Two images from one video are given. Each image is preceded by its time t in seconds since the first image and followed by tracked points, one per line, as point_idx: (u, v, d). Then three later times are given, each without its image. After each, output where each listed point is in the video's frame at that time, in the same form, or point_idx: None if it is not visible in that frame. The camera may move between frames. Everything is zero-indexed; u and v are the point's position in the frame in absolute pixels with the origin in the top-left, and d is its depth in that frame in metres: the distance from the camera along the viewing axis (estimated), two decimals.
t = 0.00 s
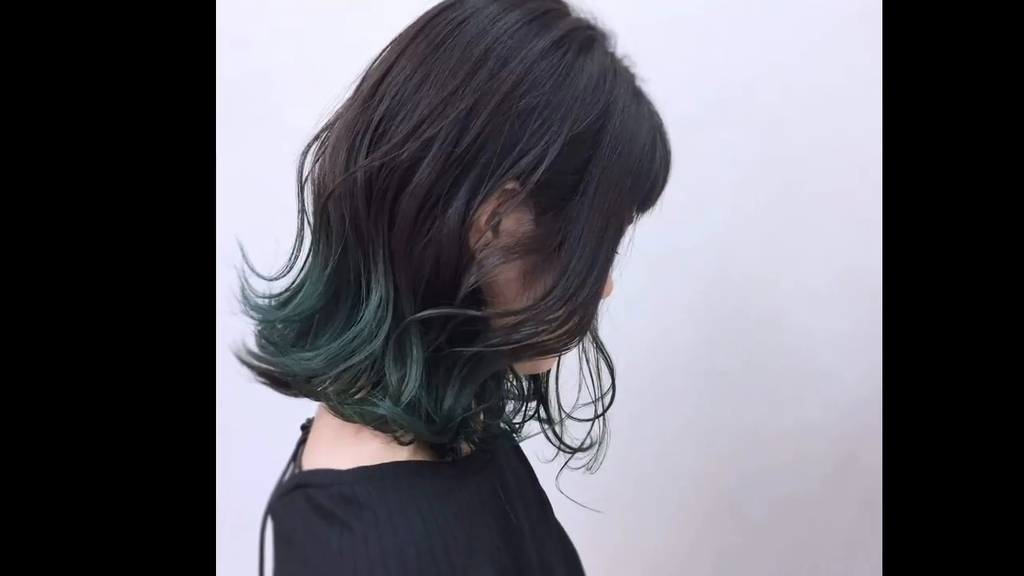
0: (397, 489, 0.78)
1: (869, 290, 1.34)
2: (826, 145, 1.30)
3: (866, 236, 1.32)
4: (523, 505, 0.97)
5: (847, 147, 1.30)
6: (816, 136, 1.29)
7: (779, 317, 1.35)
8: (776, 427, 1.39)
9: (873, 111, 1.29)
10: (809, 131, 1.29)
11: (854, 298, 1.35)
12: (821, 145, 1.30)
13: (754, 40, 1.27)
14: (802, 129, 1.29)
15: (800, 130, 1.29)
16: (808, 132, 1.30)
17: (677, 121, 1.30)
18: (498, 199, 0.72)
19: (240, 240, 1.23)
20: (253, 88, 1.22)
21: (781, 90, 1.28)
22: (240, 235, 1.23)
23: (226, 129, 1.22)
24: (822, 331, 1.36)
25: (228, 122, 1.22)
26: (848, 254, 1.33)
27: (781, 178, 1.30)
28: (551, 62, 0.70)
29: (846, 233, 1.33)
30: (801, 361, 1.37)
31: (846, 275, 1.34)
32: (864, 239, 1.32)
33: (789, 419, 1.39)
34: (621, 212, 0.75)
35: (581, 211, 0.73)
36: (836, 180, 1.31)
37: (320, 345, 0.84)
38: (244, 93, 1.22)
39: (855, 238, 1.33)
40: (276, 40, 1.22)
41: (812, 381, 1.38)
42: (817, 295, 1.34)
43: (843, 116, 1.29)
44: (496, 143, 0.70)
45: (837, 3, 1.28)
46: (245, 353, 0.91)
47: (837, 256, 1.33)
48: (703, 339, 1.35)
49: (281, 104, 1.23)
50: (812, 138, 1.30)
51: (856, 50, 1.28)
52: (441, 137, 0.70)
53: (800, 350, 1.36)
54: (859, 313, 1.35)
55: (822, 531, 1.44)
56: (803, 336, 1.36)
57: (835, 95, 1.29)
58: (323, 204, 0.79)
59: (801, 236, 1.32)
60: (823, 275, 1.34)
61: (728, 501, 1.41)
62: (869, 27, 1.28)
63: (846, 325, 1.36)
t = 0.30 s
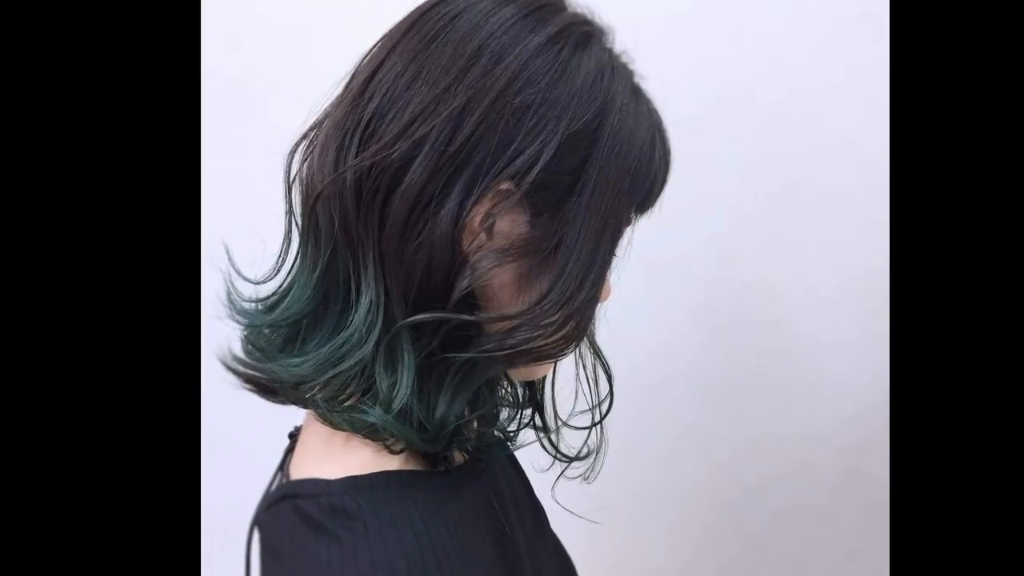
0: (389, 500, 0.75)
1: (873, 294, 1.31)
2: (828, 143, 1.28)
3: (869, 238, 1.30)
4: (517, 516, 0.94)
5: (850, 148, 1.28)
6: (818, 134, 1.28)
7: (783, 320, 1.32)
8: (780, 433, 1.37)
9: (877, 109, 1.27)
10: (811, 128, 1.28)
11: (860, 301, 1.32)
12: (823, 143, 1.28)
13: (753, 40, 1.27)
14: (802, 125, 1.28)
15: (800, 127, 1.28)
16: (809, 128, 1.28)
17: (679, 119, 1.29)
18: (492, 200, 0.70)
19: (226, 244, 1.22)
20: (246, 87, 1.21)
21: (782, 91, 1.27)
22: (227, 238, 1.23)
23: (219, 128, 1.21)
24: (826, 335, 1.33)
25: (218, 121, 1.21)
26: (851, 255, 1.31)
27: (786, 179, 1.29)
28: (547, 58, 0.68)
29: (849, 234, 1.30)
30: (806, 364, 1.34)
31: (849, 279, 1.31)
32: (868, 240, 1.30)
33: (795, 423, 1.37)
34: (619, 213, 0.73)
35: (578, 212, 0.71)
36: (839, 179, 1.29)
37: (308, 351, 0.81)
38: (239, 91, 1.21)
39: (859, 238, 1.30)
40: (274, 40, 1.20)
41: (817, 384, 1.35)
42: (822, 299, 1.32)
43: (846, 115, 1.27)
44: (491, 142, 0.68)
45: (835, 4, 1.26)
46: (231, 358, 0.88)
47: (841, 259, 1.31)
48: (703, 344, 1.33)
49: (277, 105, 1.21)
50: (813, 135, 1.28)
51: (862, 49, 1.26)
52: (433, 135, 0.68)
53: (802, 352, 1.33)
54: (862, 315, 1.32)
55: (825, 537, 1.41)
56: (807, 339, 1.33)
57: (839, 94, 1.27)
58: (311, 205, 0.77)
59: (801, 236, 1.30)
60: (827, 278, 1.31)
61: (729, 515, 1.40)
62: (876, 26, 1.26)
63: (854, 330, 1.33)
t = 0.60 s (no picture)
0: (379, 510, 0.72)
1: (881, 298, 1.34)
2: (842, 144, 1.28)
3: (879, 238, 1.32)
4: (511, 527, 0.92)
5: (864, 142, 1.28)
6: (828, 132, 1.27)
7: (791, 322, 1.32)
8: (784, 441, 1.37)
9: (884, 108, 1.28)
10: (824, 124, 1.27)
11: (868, 304, 1.34)
12: (835, 143, 1.27)
13: (756, 36, 1.24)
14: (813, 121, 1.27)
15: (812, 123, 1.27)
16: (820, 126, 1.27)
17: (677, 116, 1.25)
18: (486, 201, 0.68)
19: (211, 245, 1.20)
20: (221, 83, 1.17)
21: (796, 81, 1.25)
22: (212, 240, 1.20)
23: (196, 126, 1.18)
24: (834, 341, 1.34)
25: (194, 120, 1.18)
26: (858, 260, 1.32)
27: (802, 179, 1.28)
28: (543, 54, 0.66)
29: (862, 239, 1.31)
30: (812, 372, 1.35)
31: (856, 283, 1.33)
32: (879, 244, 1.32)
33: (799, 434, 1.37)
34: (617, 214, 0.70)
35: (574, 213, 0.69)
36: (855, 177, 1.29)
37: (296, 357, 0.78)
38: (211, 86, 1.17)
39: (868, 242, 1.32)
40: (252, 35, 1.17)
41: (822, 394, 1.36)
42: (829, 300, 1.33)
43: (862, 108, 1.27)
44: (484, 141, 0.66)
45: (835, 5, 1.24)
46: (216, 365, 0.86)
47: (851, 259, 1.32)
48: (703, 350, 1.31)
49: (257, 102, 1.19)
50: (824, 134, 1.27)
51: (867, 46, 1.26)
52: (425, 134, 0.66)
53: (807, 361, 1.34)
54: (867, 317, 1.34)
55: (826, 545, 1.43)
56: (812, 347, 1.34)
57: (845, 90, 1.26)
58: (298, 206, 0.74)
59: (814, 242, 1.30)
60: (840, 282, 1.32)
61: (733, 526, 1.39)
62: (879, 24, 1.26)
63: (857, 334, 1.35)
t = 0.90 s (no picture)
0: (368, 522, 0.70)
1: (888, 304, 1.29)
2: (847, 145, 1.24)
3: (885, 241, 1.27)
4: (506, 540, 0.88)
5: (872, 142, 1.24)
6: (830, 133, 1.24)
7: (791, 325, 1.29)
8: (784, 447, 1.34)
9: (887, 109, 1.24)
10: (829, 123, 1.24)
11: (875, 310, 1.29)
12: (838, 143, 1.24)
13: (757, 36, 1.22)
14: (813, 121, 1.24)
15: (812, 123, 1.24)
16: (820, 127, 1.24)
17: (677, 113, 1.25)
18: (479, 202, 0.66)
19: (194, 248, 1.18)
20: (208, 81, 1.16)
21: (795, 81, 1.23)
22: (195, 244, 1.18)
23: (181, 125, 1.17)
24: (841, 350, 1.30)
25: (181, 118, 1.16)
26: (865, 263, 1.27)
27: (801, 180, 1.25)
28: (538, 50, 0.64)
29: (868, 241, 1.27)
30: (815, 379, 1.31)
31: (862, 289, 1.28)
32: (887, 249, 1.27)
33: (801, 443, 1.34)
34: (615, 215, 0.68)
35: (570, 214, 0.66)
36: (865, 178, 1.25)
37: (282, 364, 0.76)
38: (196, 84, 1.16)
39: (875, 246, 1.27)
40: (235, 32, 1.15)
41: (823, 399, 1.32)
42: (835, 306, 1.29)
43: (862, 108, 1.23)
44: (477, 139, 0.64)
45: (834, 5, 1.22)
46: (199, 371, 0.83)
47: (856, 260, 1.27)
48: (704, 356, 1.29)
49: (241, 103, 1.16)
50: (825, 134, 1.24)
51: (868, 46, 1.23)
52: (416, 133, 0.64)
53: (810, 367, 1.31)
54: (876, 323, 1.29)
55: (831, 561, 1.39)
56: (814, 351, 1.30)
57: (845, 90, 1.23)
58: (284, 207, 0.72)
59: (816, 243, 1.27)
60: (847, 287, 1.28)
61: (735, 541, 1.37)
62: (880, 23, 1.23)
63: (862, 339, 1.30)
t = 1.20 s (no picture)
0: (358, 535, 0.67)
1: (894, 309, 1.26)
2: (849, 144, 1.22)
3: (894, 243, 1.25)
4: (499, 551, 0.86)
5: (875, 142, 1.23)
6: (833, 133, 1.22)
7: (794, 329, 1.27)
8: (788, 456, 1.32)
9: (889, 108, 1.22)
10: (834, 122, 1.22)
11: (880, 313, 1.27)
12: (840, 143, 1.22)
13: (757, 35, 1.21)
14: (817, 122, 1.22)
15: (814, 123, 1.22)
16: (823, 127, 1.22)
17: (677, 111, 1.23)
18: (472, 203, 0.64)
19: (177, 250, 1.15)
20: (192, 78, 1.13)
21: (795, 81, 1.21)
22: (177, 246, 1.16)
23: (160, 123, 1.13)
24: (847, 356, 1.28)
25: (166, 118, 1.13)
26: (872, 268, 1.25)
27: (801, 180, 1.23)
28: (533, 46, 0.62)
29: (874, 242, 1.25)
30: (817, 386, 1.29)
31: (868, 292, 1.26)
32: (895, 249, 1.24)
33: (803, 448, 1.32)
34: (613, 216, 0.66)
35: (566, 216, 0.64)
36: (868, 179, 1.23)
37: (268, 371, 0.73)
38: (179, 80, 1.13)
39: (881, 248, 1.25)
40: (223, 29, 1.13)
41: (830, 407, 1.30)
42: (839, 311, 1.26)
43: (862, 108, 1.22)
44: (470, 138, 0.62)
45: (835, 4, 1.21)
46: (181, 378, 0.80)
47: (862, 262, 1.25)
48: (704, 362, 1.27)
49: (227, 101, 1.14)
50: (829, 134, 1.22)
51: (869, 47, 1.21)
52: (406, 132, 0.62)
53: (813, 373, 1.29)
54: (884, 327, 1.27)
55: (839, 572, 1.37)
56: (822, 357, 1.28)
57: (846, 91, 1.22)
58: (270, 208, 0.69)
59: (818, 245, 1.25)
60: (852, 292, 1.26)
61: (737, 552, 1.35)
62: (880, 24, 1.21)
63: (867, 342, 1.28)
